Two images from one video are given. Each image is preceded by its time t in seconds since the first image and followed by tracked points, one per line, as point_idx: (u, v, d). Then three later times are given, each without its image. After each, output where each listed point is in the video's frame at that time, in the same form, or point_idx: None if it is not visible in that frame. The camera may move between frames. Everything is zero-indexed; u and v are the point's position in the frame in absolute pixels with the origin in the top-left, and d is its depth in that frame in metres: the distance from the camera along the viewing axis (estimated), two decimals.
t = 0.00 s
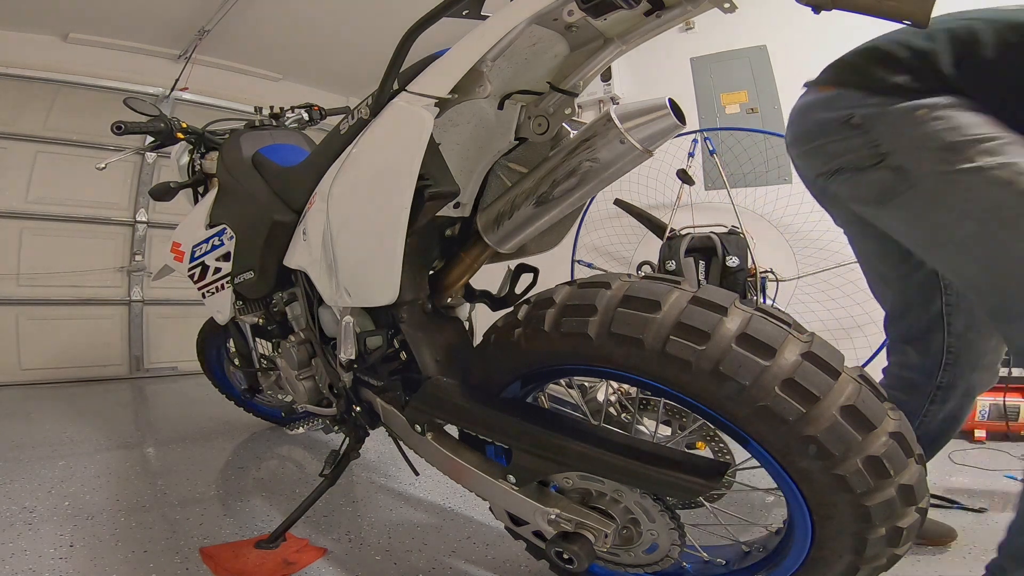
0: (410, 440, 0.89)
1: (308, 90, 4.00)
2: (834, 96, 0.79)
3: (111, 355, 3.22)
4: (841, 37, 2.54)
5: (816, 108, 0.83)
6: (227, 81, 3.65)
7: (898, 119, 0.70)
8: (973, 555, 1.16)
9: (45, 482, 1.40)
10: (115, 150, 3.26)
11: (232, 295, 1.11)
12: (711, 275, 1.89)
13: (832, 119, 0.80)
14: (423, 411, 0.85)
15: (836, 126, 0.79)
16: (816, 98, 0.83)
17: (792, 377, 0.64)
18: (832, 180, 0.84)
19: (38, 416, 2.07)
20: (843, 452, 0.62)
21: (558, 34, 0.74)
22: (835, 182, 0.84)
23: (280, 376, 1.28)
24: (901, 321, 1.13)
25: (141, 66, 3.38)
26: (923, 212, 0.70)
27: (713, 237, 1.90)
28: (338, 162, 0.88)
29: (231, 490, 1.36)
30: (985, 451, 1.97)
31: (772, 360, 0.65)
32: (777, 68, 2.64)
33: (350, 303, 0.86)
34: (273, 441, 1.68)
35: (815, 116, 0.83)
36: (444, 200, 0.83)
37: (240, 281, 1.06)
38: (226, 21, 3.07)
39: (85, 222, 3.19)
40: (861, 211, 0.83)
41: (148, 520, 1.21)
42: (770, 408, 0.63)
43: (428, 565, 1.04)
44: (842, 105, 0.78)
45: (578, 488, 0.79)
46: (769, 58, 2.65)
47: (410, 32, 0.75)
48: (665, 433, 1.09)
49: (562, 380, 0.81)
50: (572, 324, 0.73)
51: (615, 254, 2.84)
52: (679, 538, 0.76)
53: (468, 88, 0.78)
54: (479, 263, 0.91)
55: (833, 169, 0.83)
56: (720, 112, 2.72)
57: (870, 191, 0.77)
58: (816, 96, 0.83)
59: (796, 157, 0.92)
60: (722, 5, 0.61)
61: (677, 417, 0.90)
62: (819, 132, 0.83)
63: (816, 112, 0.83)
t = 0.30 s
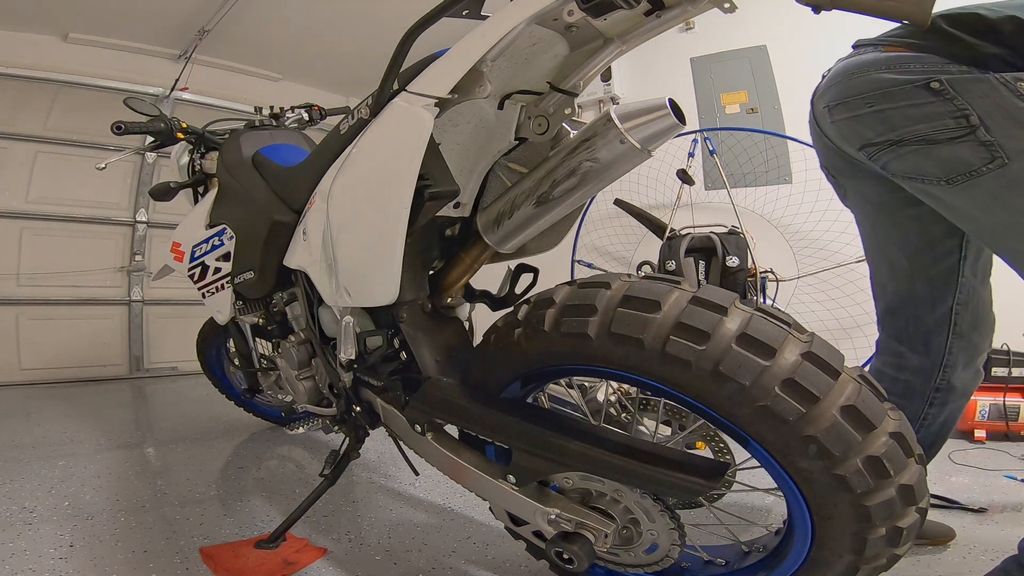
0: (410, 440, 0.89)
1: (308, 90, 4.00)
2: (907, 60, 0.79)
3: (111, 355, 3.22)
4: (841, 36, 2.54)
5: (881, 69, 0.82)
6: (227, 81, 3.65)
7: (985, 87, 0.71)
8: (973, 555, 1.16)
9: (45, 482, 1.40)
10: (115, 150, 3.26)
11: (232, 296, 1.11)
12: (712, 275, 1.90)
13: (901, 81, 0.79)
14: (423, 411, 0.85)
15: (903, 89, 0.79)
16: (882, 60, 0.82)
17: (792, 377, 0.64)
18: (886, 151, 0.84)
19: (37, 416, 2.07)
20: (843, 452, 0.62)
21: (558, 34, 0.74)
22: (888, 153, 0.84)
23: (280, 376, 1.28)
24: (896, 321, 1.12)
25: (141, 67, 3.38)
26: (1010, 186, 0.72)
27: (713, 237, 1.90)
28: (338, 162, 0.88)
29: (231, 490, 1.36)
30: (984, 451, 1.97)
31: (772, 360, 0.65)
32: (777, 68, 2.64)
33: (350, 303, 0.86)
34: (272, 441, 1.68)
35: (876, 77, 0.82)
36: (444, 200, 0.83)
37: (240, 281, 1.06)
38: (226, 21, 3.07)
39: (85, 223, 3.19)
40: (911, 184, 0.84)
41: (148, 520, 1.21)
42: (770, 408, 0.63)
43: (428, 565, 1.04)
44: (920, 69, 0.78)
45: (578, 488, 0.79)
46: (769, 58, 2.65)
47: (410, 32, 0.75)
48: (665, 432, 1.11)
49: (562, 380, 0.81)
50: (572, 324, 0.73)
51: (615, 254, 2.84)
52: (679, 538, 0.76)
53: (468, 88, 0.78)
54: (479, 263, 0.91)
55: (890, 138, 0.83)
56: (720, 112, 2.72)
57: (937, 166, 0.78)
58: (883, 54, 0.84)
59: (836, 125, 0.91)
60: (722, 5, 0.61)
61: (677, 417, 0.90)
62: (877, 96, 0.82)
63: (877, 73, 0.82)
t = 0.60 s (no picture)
0: (410, 440, 0.89)
1: (308, 90, 4.00)
2: (874, 83, 0.86)
3: (111, 355, 3.22)
4: (841, 36, 2.54)
5: (851, 93, 0.90)
6: (227, 81, 3.65)
7: (934, 105, 0.78)
8: (973, 555, 1.16)
9: (45, 482, 1.40)
10: (115, 150, 3.26)
11: (232, 296, 1.11)
12: (712, 274, 1.89)
13: (866, 104, 0.88)
14: (422, 411, 0.85)
15: (870, 110, 0.88)
16: (852, 84, 0.90)
17: (792, 377, 0.64)
18: (868, 165, 0.93)
19: (37, 416, 2.07)
20: (843, 452, 0.62)
21: (558, 34, 0.74)
22: (870, 167, 0.93)
23: (280, 376, 1.28)
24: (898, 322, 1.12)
25: (141, 66, 3.38)
26: (955, 197, 0.79)
27: (713, 237, 1.90)
28: (338, 162, 0.88)
29: (232, 490, 1.36)
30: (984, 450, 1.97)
31: (772, 360, 0.65)
32: (777, 68, 2.65)
33: (350, 303, 0.86)
34: (272, 441, 1.68)
35: (848, 101, 0.91)
36: (444, 200, 0.83)
37: (240, 281, 1.06)
38: (226, 21, 3.07)
39: (85, 223, 3.19)
40: (895, 195, 0.92)
41: (148, 520, 1.21)
42: (770, 408, 0.63)
43: (428, 565, 1.04)
44: (880, 92, 0.85)
45: (577, 488, 0.79)
46: (769, 58, 2.66)
47: (410, 32, 0.75)
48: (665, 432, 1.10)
49: (562, 380, 0.81)
50: (572, 325, 0.73)
51: (615, 254, 2.84)
52: (679, 538, 0.76)
53: (469, 88, 0.78)
54: (479, 263, 0.91)
55: (867, 154, 0.92)
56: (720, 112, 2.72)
57: (904, 178, 0.86)
58: (849, 81, 0.91)
59: (832, 140, 1.00)
60: (722, 5, 0.61)
61: (677, 417, 0.90)
62: (853, 118, 0.92)
63: (852, 97, 0.90)
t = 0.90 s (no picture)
0: (410, 440, 0.89)
1: (308, 90, 4.00)
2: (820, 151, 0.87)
3: (111, 355, 3.22)
4: (841, 35, 2.54)
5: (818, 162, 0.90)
6: (227, 81, 3.66)
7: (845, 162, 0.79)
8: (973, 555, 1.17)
9: (45, 482, 1.40)
10: (115, 151, 3.26)
11: (232, 296, 1.11)
12: (712, 275, 1.89)
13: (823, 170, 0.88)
14: (423, 412, 0.85)
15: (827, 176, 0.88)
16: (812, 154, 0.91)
17: (793, 377, 0.64)
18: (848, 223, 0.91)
19: (37, 416, 2.07)
20: (843, 451, 0.62)
21: (558, 34, 0.74)
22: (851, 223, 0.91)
23: (280, 376, 1.28)
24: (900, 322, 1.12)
25: (141, 66, 3.38)
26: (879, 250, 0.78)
27: (713, 237, 1.90)
28: (338, 162, 0.88)
29: (232, 490, 1.36)
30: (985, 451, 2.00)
31: (772, 360, 0.65)
32: (777, 68, 2.64)
33: (350, 303, 0.86)
34: (272, 441, 1.68)
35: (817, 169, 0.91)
36: (444, 200, 0.83)
37: (240, 281, 1.06)
38: (226, 21, 3.07)
39: (85, 223, 3.19)
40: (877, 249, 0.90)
41: (149, 520, 1.21)
42: (770, 408, 0.63)
43: (428, 565, 1.04)
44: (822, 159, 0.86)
45: (577, 488, 0.79)
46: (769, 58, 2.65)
47: (410, 32, 0.75)
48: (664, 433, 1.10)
49: (561, 380, 0.81)
50: (572, 325, 0.73)
51: (615, 254, 2.84)
52: (679, 538, 0.76)
53: (469, 88, 0.78)
54: (479, 263, 0.91)
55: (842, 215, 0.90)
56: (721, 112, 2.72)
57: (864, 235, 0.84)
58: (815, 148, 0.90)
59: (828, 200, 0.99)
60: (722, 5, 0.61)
61: (677, 417, 0.90)
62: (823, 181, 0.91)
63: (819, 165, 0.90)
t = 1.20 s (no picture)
0: (410, 440, 0.89)
1: (308, 90, 4.00)
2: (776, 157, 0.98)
3: (111, 355, 3.21)
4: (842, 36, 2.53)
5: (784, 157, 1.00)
6: (228, 81, 3.66)
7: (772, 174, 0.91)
8: (974, 556, 1.17)
9: (45, 482, 1.40)
10: (115, 150, 3.26)
11: (232, 296, 1.11)
12: (711, 275, 1.89)
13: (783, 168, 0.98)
14: (423, 412, 0.85)
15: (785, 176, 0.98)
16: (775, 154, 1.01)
17: (792, 377, 0.64)
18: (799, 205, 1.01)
19: (37, 416, 2.07)
20: (843, 451, 0.62)
21: (558, 34, 0.74)
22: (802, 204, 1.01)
23: (280, 376, 1.28)
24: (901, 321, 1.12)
25: (141, 67, 3.38)
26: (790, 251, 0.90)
27: (713, 237, 1.90)
28: (338, 162, 0.88)
29: (232, 490, 1.36)
30: (985, 451, 2.02)
31: (772, 360, 0.65)
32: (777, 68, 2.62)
33: (350, 303, 0.86)
34: (272, 441, 1.68)
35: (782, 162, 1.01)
36: (444, 200, 0.83)
37: (240, 281, 1.06)
38: (225, 21, 3.07)
39: (85, 223, 3.19)
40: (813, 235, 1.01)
41: (149, 520, 1.21)
42: (770, 408, 0.63)
43: (428, 565, 1.04)
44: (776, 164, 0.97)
45: (577, 488, 0.79)
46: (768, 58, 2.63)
47: (410, 32, 0.75)
48: (663, 432, 1.09)
49: (561, 380, 0.81)
50: (572, 324, 0.73)
51: (615, 254, 2.84)
52: (679, 538, 0.76)
53: (469, 88, 0.78)
54: (479, 263, 0.91)
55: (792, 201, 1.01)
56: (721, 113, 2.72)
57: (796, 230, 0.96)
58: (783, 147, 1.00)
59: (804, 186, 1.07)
60: (722, 5, 0.61)
61: (677, 417, 0.90)
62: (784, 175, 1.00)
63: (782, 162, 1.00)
